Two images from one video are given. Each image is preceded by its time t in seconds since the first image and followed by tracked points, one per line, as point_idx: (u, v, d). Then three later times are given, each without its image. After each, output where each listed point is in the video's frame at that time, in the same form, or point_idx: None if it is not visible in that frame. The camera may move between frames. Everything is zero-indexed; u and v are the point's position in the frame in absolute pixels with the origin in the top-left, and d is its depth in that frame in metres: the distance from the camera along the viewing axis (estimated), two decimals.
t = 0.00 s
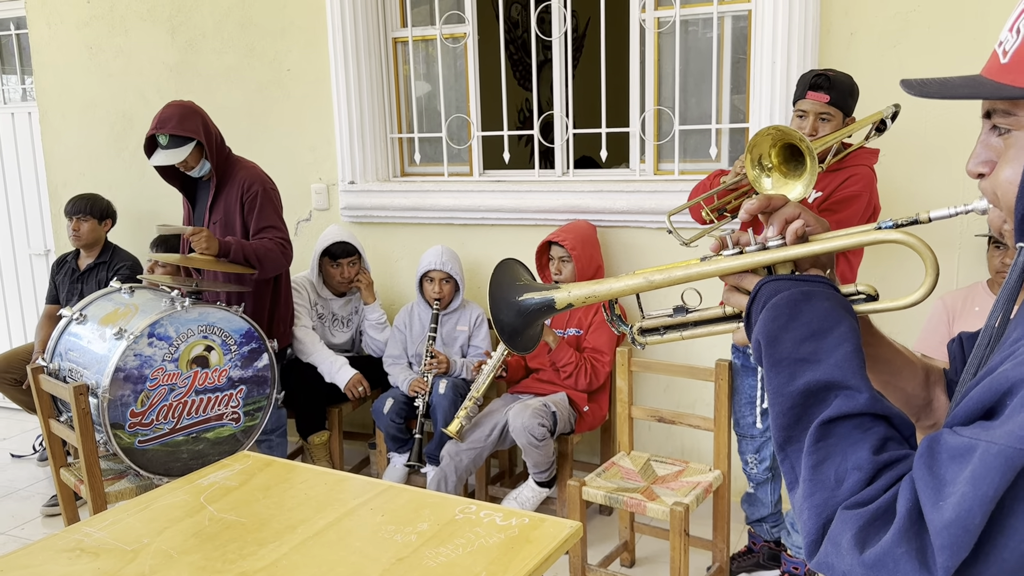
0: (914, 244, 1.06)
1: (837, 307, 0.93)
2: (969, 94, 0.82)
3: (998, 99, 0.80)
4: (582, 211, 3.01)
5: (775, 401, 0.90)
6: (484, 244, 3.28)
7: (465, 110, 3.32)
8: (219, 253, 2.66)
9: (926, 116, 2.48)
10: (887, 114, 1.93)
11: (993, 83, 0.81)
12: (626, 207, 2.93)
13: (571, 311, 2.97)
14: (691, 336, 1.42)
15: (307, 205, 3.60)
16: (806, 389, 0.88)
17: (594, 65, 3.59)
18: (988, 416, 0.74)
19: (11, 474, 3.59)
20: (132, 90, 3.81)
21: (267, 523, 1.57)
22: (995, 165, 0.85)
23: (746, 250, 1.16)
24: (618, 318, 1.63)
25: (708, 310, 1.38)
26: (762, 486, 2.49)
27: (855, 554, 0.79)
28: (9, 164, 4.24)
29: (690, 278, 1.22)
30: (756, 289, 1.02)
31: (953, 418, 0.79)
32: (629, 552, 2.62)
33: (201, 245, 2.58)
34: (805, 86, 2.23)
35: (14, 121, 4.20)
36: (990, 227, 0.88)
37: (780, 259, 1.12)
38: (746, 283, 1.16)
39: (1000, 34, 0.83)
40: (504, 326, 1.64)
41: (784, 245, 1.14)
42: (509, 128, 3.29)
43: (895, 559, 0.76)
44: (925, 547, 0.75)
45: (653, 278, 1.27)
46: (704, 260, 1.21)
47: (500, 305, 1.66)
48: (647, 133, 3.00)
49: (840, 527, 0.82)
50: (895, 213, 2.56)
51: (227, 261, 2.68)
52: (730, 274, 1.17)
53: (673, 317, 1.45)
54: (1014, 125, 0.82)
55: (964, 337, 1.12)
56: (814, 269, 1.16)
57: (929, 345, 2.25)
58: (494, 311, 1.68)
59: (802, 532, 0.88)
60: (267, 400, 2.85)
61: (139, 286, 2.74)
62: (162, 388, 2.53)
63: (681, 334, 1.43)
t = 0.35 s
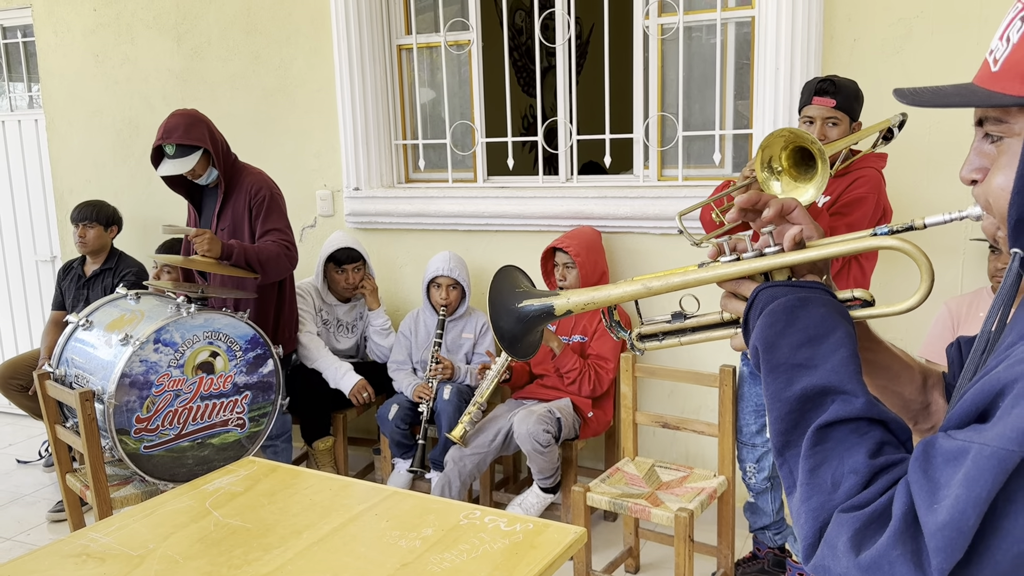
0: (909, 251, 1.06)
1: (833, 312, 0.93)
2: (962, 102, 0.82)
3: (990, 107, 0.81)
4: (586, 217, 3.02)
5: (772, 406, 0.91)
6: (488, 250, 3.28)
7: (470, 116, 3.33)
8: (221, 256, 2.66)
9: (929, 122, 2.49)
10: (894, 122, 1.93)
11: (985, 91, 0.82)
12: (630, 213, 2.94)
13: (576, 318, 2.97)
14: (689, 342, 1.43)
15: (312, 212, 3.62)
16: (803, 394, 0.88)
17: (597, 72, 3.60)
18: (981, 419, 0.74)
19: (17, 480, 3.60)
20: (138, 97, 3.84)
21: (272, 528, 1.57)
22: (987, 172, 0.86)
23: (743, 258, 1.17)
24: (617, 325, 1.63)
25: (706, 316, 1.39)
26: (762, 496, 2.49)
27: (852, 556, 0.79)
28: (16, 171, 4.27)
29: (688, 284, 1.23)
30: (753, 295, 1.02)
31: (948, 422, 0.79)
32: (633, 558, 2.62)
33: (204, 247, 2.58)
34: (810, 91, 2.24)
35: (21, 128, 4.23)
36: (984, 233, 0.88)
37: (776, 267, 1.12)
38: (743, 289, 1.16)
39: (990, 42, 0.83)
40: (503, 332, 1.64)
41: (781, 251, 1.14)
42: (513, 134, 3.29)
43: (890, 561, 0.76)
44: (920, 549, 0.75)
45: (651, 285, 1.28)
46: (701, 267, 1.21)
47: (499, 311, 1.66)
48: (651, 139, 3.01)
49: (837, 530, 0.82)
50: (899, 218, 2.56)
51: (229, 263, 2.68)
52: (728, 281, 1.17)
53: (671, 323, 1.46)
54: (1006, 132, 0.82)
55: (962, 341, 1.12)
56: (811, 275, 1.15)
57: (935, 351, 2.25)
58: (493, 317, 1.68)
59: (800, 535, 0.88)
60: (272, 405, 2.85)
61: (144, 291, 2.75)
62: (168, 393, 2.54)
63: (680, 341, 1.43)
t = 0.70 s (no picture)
0: (904, 254, 1.07)
1: (830, 316, 0.93)
2: (956, 106, 0.83)
3: (984, 110, 0.81)
4: (590, 221, 3.02)
5: (770, 410, 0.91)
6: (492, 253, 3.29)
7: (474, 120, 3.34)
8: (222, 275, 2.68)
9: (932, 125, 2.49)
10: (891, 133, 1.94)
11: (978, 95, 0.82)
12: (634, 216, 2.94)
13: (581, 322, 2.97)
14: (688, 347, 1.43)
15: (316, 215, 3.62)
16: (800, 397, 0.88)
17: (601, 76, 3.61)
18: (978, 421, 0.74)
19: (23, 483, 3.61)
20: (143, 102, 3.85)
21: (277, 531, 1.58)
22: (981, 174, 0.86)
23: (741, 263, 1.17)
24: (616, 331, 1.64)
25: (705, 321, 1.39)
26: (766, 501, 2.46)
27: (850, 558, 0.79)
28: (22, 175, 4.29)
29: (686, 289, 1.23)
30: (750, 300, 1.02)
31: (944, 424, 0.79)
32: (638, 562, 2.61)
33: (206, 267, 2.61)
34: (811, 98, 2.24)
35: (27, 132, 4.25)
36: (978, 236, 0.89)
37: (774, 271, 1.12)
38: (740, 294, 1.15)
39: (984, 46, 0.83)
40: (503, 339, 1.65)
41: (778, 256, 1.14)
42: (517, 138, 3.30)
43: (888, 562, 0.76)
44: (918, 551, 0.75)
45: (650, 290, 1.28)
46: (699, 272, 1.22)
47: (499, 319, 1.67)
48: (655, 142, 3.02)
49: (835, 532, 0.82)
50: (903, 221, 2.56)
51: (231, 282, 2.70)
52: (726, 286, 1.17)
53: (671, 329, 1.46)
54: (1000, 135, 0.83)
55: (958, 344, 1.11)
56: (808, 279, 1.15)
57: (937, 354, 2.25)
58: (492, 323, 1.68)
59: (798, 537, 0.88)
60: (277, 409, 2.86)
61: (148, 295, 2.76)
62: (173, 397, 2.55)
63: (679, 346, 1.43)
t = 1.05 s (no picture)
0: (902, 256, 1.06)
1: (829, 318, 0.93)
2: (953, 107, 0.83)
3: (981, 112, 0.81)
4: (593, 221, 3.02)
5: (769, 413, 0.91)
6: (494, 254, 3.29)
7: (477, 121, 3.35)
8: (225, 278, 2.68)
9: (935, 126, 2.48)
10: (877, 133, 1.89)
11: (975, 97, 0.82)
12: (637, 216, 2.94)
13: (585, 323, 2.97)
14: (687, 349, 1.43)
15: (319, 216, 3.63)
16: (799, 399, 0.89)
17: (604, 76, 3.62)
18: (974, 423, 0.74)
19: (27, 483, 3.62)
20: (147, 103, 3.87)
21: (280, 531, 1.58)
22: (978, 176, 0.86)
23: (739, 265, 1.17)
24: (615, 334, 1.64)
25: (704, 322, 1.39)
26: (768, 500, 2.50)
27: (846, 560, 0.79)
28: (26, 175, 4.30)
29: (684, 292, 1.23)
30: (748, 302, 1.02)
31: (941, 426, 0.79)
32: (640, 562, 2.61)
33: (208, 272, 2.61)
34: (802, 97, 2.23)
35: (31, 133, 4.26)
36: (977, 238, 0.89)
37: (772, 273, 1.12)
38: (739, 297, 1.15)
39: (980, 49, 0.84)
40: (502, 342, 1.65)
41: (776, 258, 1.14)
42: (520, 139, 3.31)
43: (884, 565, 0.75)
44: (914, 554, 0.75)
45: (648, 293, 1.28)
46: (698, 275, 1.22)
47: (498, 322, 1.67)
48: (657, 142, 3.02)
49: (832, 534, 0.82)
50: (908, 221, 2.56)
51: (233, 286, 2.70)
52: (724, 288, 1.17)
53: (669, 330, 1.45)
54: (997, 138, 0.83)
55: (958, 345, 1.11)
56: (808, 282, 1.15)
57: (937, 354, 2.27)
58: (492, 327, 1.69)
59: (795, 540, 0.88)
60: (279, 409, 2.87)
61: (152, 296, 2.77)
62: (176, 397, 2.55)
63: (678, 348, 1.43)
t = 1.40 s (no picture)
0: (908, 253, 1.06)
1: (833, 317, 0.93)
2: (960, 103, 0.82)
3: (987, 108, 0.80)
4: (596, 219, 3.02)
5: (772, 412, 0.91)
6: (497, 251, 3.29)
7: (480, 118, 3.34)
8: (234, 263, 2.68)
9: (940, 123, 2.48)
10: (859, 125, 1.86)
11: (982, 93, 0.82)
12: (640, 214, 2.93)
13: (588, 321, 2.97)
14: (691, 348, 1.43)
15: (322, 214, 3.63)
16: (803, 399, 0.88)
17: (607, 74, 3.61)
18: (980, 424, 0.74)
19: (31, 480, 3.63)
20: (150, 101, 3.87)
21: (283, 528, 1.58)
22: (985, 173, 0.85)
23: (741, 263, 1.16)
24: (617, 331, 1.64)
25: (706, 322, 1.38)
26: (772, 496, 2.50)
27: (851, 563, 0.79)
28: (30, 173, 4.31)
29: (687, 290, 1.22)
30: (752, 301, 1.02)
31: (947, 426, 0.79)
32: (643, 560, 2.61)
33: (219, 256, 2.62)
34: (798, 92, 2.23)
35: (34, 131, 4.27)
36: (984, 236, 0.88)
37: (775, 271, 1.12)
38: (742, 295, 1.15)
39: (987, 44, 0.83)
40: (503, 340, 1.65)
41: (779, 256, 1.14)
42: (523, 137, 3.30)
43: (889, 567, 0.75)
44: (920, 556, 0.75)
45: (651, 292, 1.28)
46: (701, 272, 1.22)
47: (499, 320, 1.67)
48: (660, 140, 3.01)
49: (836, 536, 0.82)
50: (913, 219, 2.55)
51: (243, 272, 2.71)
52: (727, 287, 1.17)
53: (671, 329, 1.45)
54: (1004, 135, 0.82)
55: (962, 342, 1.11)
56: (811, 279, 1.15)
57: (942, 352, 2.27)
58: (492, 325, 1.68)
59: (799, 541, 0.88)
60: (283, 407, 2.87)
61: (156, 293, 2.77)
62: (179, 395, 2.56)
63: (681, 347, 1.43)
